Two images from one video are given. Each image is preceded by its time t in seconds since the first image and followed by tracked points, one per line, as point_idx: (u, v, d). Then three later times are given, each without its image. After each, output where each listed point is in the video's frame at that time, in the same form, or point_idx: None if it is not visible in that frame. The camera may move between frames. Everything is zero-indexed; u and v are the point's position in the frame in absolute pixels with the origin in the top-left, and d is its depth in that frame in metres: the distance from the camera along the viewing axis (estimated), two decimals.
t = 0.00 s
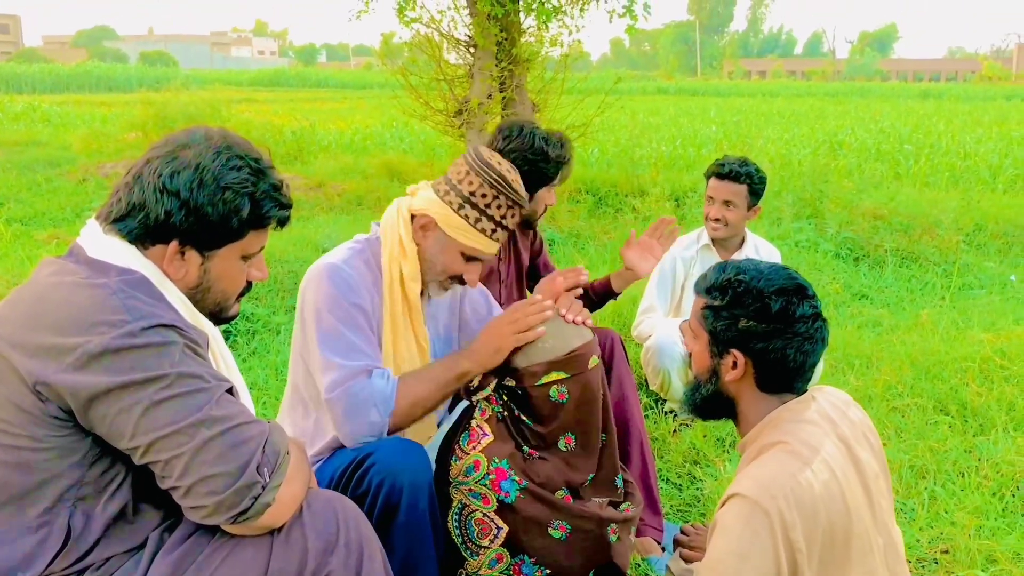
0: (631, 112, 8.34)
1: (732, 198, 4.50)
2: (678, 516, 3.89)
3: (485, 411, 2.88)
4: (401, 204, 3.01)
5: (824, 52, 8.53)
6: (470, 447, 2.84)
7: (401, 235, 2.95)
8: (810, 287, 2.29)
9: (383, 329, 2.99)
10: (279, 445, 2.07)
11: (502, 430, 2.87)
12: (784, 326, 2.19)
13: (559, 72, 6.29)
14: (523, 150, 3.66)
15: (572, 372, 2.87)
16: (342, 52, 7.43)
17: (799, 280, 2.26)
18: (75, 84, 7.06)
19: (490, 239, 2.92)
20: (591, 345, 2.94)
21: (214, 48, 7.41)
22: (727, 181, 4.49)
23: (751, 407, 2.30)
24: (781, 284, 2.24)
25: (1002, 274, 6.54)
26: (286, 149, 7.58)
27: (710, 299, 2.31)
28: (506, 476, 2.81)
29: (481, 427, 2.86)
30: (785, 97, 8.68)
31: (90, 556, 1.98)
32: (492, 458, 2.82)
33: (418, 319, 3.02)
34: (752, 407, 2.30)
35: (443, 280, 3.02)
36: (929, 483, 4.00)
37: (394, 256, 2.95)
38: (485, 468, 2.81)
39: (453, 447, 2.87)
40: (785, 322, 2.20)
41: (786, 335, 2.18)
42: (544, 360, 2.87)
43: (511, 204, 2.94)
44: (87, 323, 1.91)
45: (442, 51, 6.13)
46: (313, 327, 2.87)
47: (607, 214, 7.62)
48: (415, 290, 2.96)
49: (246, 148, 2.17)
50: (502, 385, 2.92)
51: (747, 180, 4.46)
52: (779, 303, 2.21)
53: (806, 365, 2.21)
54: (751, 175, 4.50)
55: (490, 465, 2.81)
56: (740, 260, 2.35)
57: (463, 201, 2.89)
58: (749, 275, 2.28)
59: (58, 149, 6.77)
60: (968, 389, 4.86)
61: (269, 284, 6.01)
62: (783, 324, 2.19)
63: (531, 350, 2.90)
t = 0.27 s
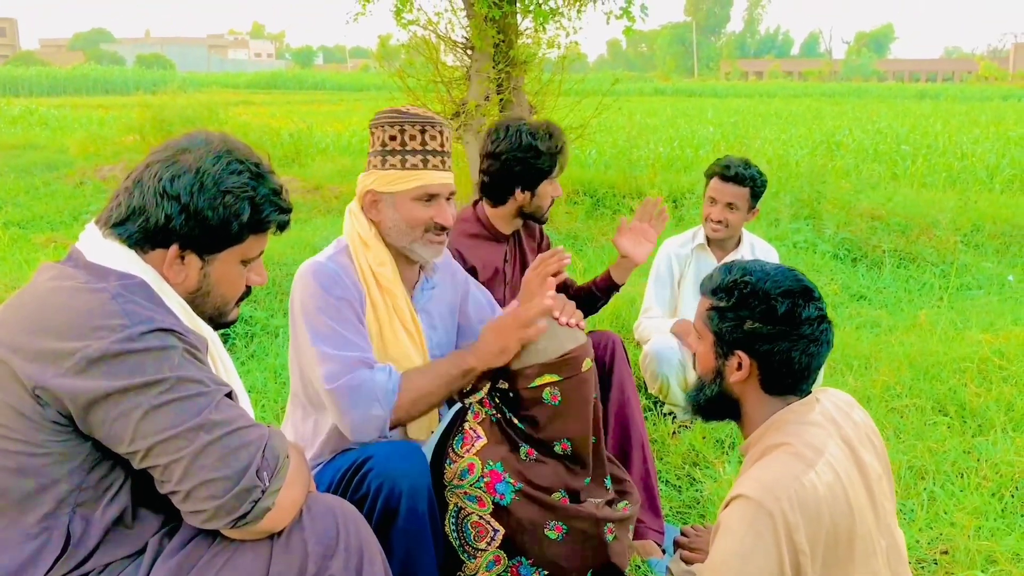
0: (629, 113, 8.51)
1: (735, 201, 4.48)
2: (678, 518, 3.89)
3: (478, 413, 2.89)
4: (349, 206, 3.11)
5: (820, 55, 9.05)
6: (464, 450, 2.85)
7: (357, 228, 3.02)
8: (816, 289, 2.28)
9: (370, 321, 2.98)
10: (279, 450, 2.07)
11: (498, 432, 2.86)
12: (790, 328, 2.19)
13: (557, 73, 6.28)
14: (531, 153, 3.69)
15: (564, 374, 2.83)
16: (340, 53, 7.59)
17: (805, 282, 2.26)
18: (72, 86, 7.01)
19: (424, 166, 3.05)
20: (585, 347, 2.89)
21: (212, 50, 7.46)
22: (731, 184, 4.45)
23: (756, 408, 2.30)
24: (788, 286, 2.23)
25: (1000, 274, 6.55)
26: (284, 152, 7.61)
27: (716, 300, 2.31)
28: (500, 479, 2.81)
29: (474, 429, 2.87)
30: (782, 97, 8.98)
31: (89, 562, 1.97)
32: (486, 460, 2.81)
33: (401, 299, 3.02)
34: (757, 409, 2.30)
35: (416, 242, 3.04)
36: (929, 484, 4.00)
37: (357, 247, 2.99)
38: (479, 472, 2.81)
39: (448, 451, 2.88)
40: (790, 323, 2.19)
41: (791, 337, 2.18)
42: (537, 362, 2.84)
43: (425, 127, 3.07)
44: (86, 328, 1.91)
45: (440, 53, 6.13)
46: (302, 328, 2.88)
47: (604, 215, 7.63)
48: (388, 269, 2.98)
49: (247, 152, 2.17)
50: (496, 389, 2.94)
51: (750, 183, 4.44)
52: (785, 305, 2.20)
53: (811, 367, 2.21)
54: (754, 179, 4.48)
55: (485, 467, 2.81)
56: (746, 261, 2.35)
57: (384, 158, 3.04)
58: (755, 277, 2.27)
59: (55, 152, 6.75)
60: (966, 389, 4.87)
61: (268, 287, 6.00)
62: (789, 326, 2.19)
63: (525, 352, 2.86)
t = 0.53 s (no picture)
0: (628, 113, 8.51)
1: (738, 198, 4.47)
2: (681, 519, 3.89)
3: (489, 414, 2.91)
4: (355, 205, 3.10)
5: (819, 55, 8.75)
6: (474, 451, 2.85)
7: (362, 231, 3.01)
8: (822, 289, 2.28)
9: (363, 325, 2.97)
10: (283, 453, 2.07)
11: (507, 434, 2.88)
12: (796, 329, 2.19)
13: (557, 74, 6.28)
14: (519, 147, 3.69)
15: (571, 373, 2.86)
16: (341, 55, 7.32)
17: (812, 283, 2.25)
18: (72, 90, 7.01)
19: (442, 180, 3.05)
20: (592, 346, 2.92)
21: (212, 53, 7.49)
22: (733, 181, 4.45)
23: (762, 408, 2.30)
24: (795, 286, 2.23)
25: (1002, 273, 6.54)
26: (285, 154, 7.56)
27: (722, 300, 2.31)
28: (510, 480, 2.80)
29: (485, 430, 2.88)
30: (781, 98, 8.98)
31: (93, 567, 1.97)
32: (496, 461, 2.82)
33: (397, 307, 3.00)
34: (763, 409, 2.30)
35: (423, 253, 3.05)
36: (932, 483, 4.00)
37: (359, 250, 2.99)
38: (489, 473, 2.81)
39: (458, 451, 2.88)
40: (797, 324, 2.19)
41: (799, 338, 2.18)
42: (544, 363, 2.86)
43: (445, 140, 3.07)
44: (90, 333, 1.91)
45: (440, 55, 6.14)
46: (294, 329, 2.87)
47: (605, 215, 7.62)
48: (386, 276, 2.98)
49: (249, 155, 2.18)
50: (504, 390, 2.94)
51: (751, 180, 4.45)
52: (792, 305, 2.20)
53: (817, 367, 2.21)
54: (754, 176, 4.49)
55: (495, 468, 2.81)
56: (752, 261, 2.35)
57: (401, 166, 3.02)
58: (763, 276, 2.28)
59: (56, 156, 6.76)
60: (969, 388, 4.86)
61: (270, 290, 6.00)
62: (796, 326, 2.19)
63: (531, 353, 2.89)
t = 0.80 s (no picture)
0: (627, 115, 8.53)
1: (736, 202, 4.46)
2: (680, 520, 3.88)
3: (481, 417, 2.90)
4: (352, 201, 3.11)
5: (819, 57, 8.62)
6: (467, 454, 2.84)
7: (359, 225, 3.03)
8: (823, 289, 2.28)
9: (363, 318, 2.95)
10: (280, 454, 2.06)
11: (500, 434, 2.87)
12: (797, 329, 2.18)
13: (555, 77, 6.28)
14: (500, 150, 3.74)
15: (562, 372, 2.85)
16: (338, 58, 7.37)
17: (813, 283, 2.25)
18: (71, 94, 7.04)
19: (436, 172, 3.06)
20: (582, 344, 2.90)
21: (210, 57, 7.43)
22: (732, 185, 4.46)
23: (761, 409, 2.29)
24: (795, 287, 2.23)
25: (1000, 274, 6.54)
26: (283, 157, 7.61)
27: (722, 301, 2.31)
28: (504, 482, 2.81)
29: (478, 433, 2.87)
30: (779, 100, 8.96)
31: (90, 569, 1.96)
32: (490, 464, 2.82)
33: (397, 300, 3.00)
34: (763, 410, 2.29)
35: (419, 245, 3.03)
36: (931, 484, 3.99)
37: (357, 244, 3.00)
38: (483, 476, 2.80)
39: (452, 454, 2.87)
40: (798, 324, 2.19)
41: (799, 338, 2.18)
42: (534, 361, 2.85)
43: (440, 132, 3.08)
44: (86, 335, 1.90)
45: (438, 58, 6.14)
46: (294, 325, 2.86)
47: (604, 217, 7.60)
48: (386, 269, 2.98)
49: (247, 157, 2.17)
50: (495, 390, 2.94)
51: (750, 185, 4.44)
52: (792, 306, 2.20)
53: (818, 368, 2.20)
54: (753, 179, 4.49)
55: (489, 471, 2.81)
56: (752, 261, 2.34)
57: (397, 158, 3.04)
58: (763, 277, 2.27)
59: (54, 160, 6.77)
60: (968, 389, 4.86)
61: (269, 294, 6.01)
62: (796, 326, 2.19)
63: (521, 350, 2.88)
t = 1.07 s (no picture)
0: (626, 120, 8.63)
1: (731, 207, 4.45)
2: (678, 526, 3.88)
3: (488, 425, 2.88)
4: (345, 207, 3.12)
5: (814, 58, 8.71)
6: (471, 460, 2.83)
7: (354, 228, 3.03)
8: (821, 296, 2.28)
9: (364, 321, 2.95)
10: (277, 462, 2.06)
11: (505, 443, 2.84)
12: (795, 336, 2.18)
13: (553, 81, 6.28)
14: (478, 163, 3.89)
15: (580, 388, 2.84)
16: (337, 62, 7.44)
17: (811, 290, 2.25)
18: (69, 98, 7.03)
19: (427, 174, 3.08)
20: (598, 359, 2.91)
21: (207, 61, 7.55)
22: (727, 190, 4.43)
23: (759, 416, 2.29)
24: (793, 294, 2.23)
25: (998, 278, 6.54)
26: (281, 161, 7.58)
27: (720, 307, 2.31)
28: (507, 489, 2.79)
29: (482, 440, 2.85)
30: (777, 103, 9.18)
31: None
32: (494, 471, 2.80)
33: (397, 301, 3.00)
34: (762, 417, 2.29)
35: (413, 247, 3.04)
36: (928, 489, 3.99)
37: (354, 248, 3.00)
38: (486, 483, 2.80)
39: (456, 460, 2.87)
40: (795, 331, 2.19)
41: (796, 345, 2.18)
42: (553, 379, 2.83)
43: (430, 134, 3.10)
44: (82, 343, 1.90)
45: (436, 62, 6.15)
46: (295, 328, 2.84)
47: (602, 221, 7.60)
48: (384, 271, 2.99)
49: (242, 164, 2.17)
50: (510, 404, 2.91)
51: (745, 189, 4.41)
52: (790, 313, 2.20)
53: (816, 375, 2.20)
54: (749, 184, 4.46)
55: (492, 478, 2.80)
56: (749, 268, 2.34)
57: (388, 162, 3.05)
58: (760, 284, 2.27)
59: (51, 164, 6.75)
60: (965, 394, 4.86)
61: (267, 298, 6.00)
62: (794, 334, 2.18)
63: (542, 371, 2.86)
